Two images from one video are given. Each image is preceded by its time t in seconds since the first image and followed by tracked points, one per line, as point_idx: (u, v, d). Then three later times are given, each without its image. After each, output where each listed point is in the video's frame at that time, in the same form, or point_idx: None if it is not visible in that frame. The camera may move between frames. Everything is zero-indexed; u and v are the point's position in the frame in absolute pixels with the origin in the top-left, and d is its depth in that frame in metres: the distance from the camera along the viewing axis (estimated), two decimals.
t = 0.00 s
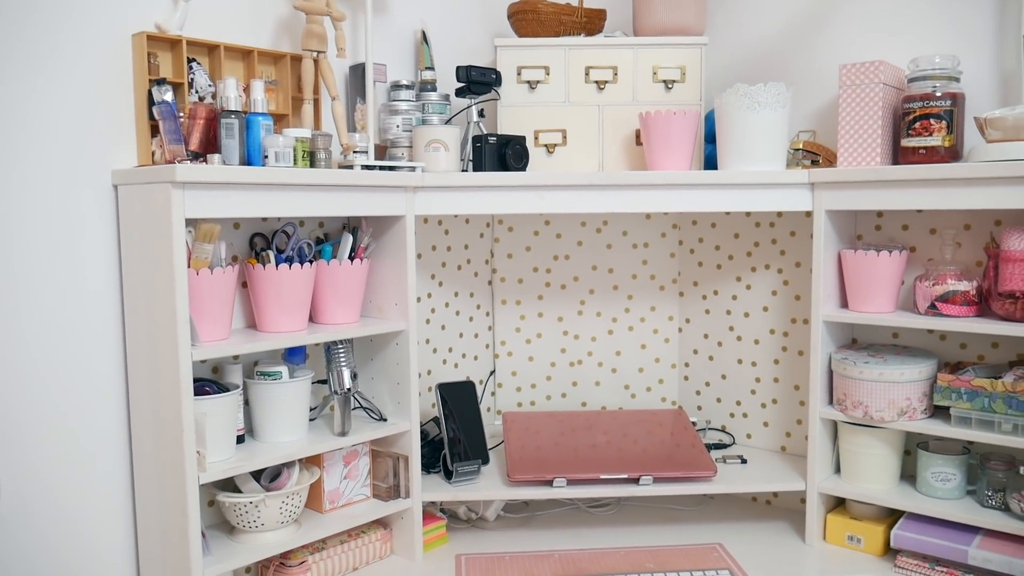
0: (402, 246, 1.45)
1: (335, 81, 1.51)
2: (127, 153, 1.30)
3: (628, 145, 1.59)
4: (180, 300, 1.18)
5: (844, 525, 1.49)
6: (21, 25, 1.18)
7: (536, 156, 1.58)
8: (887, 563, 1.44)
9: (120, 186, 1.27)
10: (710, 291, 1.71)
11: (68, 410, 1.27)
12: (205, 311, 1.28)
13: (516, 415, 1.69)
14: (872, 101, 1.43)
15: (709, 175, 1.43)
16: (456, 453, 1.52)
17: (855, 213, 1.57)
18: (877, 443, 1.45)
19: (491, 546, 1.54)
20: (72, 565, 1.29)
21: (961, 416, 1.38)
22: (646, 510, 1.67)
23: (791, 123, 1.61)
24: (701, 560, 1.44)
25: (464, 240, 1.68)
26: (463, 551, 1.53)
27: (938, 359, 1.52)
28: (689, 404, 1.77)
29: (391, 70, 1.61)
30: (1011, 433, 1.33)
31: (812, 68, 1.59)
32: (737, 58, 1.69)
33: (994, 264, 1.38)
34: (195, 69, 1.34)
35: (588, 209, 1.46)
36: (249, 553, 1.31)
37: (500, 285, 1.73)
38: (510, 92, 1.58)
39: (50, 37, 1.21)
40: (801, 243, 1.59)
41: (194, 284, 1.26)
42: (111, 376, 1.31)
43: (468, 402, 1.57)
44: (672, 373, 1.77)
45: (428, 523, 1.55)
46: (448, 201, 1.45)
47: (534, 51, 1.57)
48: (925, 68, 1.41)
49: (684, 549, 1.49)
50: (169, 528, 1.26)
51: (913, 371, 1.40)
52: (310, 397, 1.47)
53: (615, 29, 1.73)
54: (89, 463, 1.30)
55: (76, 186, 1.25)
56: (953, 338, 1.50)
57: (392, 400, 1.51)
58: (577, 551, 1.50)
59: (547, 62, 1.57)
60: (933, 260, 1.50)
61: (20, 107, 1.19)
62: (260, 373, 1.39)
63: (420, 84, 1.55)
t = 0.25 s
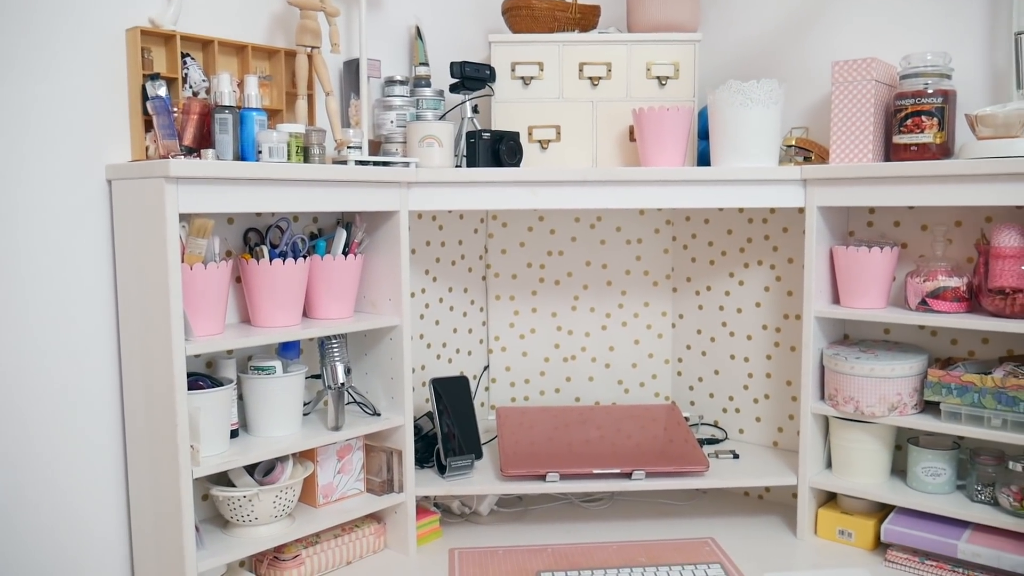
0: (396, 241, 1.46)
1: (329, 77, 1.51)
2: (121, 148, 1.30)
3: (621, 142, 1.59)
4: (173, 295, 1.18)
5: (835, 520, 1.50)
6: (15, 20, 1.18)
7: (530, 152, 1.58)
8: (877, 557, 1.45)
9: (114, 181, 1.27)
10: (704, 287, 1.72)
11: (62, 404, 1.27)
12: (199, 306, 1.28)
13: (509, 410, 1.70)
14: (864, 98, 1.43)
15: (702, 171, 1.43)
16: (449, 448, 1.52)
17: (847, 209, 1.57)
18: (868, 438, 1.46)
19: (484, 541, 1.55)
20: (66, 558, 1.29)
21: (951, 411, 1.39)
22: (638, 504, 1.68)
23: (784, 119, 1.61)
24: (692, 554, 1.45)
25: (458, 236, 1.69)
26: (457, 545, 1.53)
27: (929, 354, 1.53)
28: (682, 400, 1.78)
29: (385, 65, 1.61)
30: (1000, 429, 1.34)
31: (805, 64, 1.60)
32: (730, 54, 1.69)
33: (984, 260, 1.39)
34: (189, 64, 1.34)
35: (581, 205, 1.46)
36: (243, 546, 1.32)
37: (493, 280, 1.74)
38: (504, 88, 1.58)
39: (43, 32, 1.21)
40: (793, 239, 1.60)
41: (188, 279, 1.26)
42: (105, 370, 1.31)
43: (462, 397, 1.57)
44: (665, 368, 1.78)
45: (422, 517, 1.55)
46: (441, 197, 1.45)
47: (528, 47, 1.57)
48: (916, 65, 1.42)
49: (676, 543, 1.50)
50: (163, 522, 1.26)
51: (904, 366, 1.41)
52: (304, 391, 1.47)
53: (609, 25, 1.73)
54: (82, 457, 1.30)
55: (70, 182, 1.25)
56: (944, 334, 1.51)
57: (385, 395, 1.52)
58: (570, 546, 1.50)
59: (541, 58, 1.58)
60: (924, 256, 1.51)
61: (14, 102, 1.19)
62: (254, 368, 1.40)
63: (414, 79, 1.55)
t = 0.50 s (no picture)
0: (388, 240, 1.46)
1: (321, 77, 1.52)
2: (113, 149, 1.31)
3: (613, 141, 1.60)
4: (165, 295, 1.18)
5: (826, 516, 1.51)
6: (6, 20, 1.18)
7: (521, 151, 1.59)
8: (867, 554, 1.46)
9: (106, 181, 1.27)
10: (695, 285, 1.73)
11: (54, 405, 1.27)
12: (191, 305, 1.28)
13: (502, 409, 1.70)
14: (853, 98, 1.44)
15: (693, 170, 1.44)
16: (441, 447, 1.53)
17: (837, 208, 1.58)
18: (858, 436, 1.47)
19: (477, 539, 1.55)
20: (58, 558, 1.29)
21: (940, 408, 1.40)
22: (631, 502, 1.69)
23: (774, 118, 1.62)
24: (684, 551, 1.46)
25: (450, 235, 1.69)
26: (450, 544, 1.54)
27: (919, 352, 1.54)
28: (674, 398, 1.79)
29: (377, 65, 1.61)
30: (988, 425, 1.36)
31: (795, 64, 1.61)
32: (721, 54, 1.70)
33: (972, 258, 1.40)
34: (181, 64, 1.34)
35: (573, 204, 1.47)
36: (236, 546, 1.32)
37: (486, 279, 1.74)
38: (496, 88, 1.59)
39: (35, 33, 1.21)
40: (784, 238, 1.61)
41: (180, 279, 1.26)
42: (97, 371, 1.31)
43: (454, 396, 1.58)
44: (657, 366, 1.79)
45: (415, 516, 1.55)
46: (433, 196, 1.46)
47: (520, 47, 1.58)
48: (905, 65, 1.43)
49: (668, 541, 1.51)
50: (156, 521, 1.27)
51: (893, 363, 1.42)
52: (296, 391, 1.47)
53: (600, 25, 1.74)
54: (75, 458, 1.30)
55: (62, 182, 1.25)
56: (933, 331, 1.52)
57: (378, 394, 1.52)
58: (562, 544, 1.51)
59: (532, 58, 1.58)
60: (913, 255, 1.52)
61: (6, 103, 1.19)
62: (247, 368, 1.40)
63: (406, 79, 1.55)
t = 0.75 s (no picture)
0: (377, 241, 1.46)
1: (309, 77, 1.52)
2: (100, 150, 1.30)
3: (601, 142, 1.60)
4: (153, 296, 1.18)
5: (814, 514, 1.51)
6: None
7: (510, 151, 1.59)
8: (855, 551, 1.47)
9: (93, 183, 1.27)
10: (683, 285, 1.73)
11: (41, 407, 1.27)
12: (179, 307, 1.28)
13: (492, 409, 1.70)
14: (839, 98, 1.45)
15: (680, 170, 1.44)
16: (431, 447, 1.53)
17: (824, 207, 1.59)
18: (845, 433, 1.48)
19: (467, 539, 1.55)
20: (46, 560, 1.29)
21: (926, 405, 1.41)
22: (620, 501, 1.69)
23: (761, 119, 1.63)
24: (673, 549, 1.47)
25: (439, 236, 1.69)
26: (439, 544, 1.54)
27: (905, 350, 1.55)
28: (663, 397, 1.79)
29: (365, 66, 1.61)
30: (974, 422, 1.37)
31: (781, 65, 1.62)
32: (708, 55, 1.71)
33: (957, 257, 1.41)
34: (168, 65, 1.34)
35: (561, 205, 1.47)
36: (225, 548, 1.32)
37: (475, 280, 1.75)
38: (484, 88, 1.59)
39: (21, 34, 1.21)
40: (771, 237, 1.61)
41: (169, 280, 1.26)
42: (85, 373, 1.31)
43: (443, 396, 1.58)
44: (646, 366, 1.79)
45: (405, 517, 1.56)
46: (421, 197, 1.46)
47: (508, 48, 1.58)
48: (890, 65, 1.44)
49: (658, 539, 1.51)
50: (145, 523, 1.26)
51: (879, 361, 1.43)
52: (285, 392, 1.47)
53: (588, 26, 1.74)
54: (63, 460, 1.30)
55: (49, 184, 1.25)
56: (919, 330, 1.53)
57: (367, 395, 1.52)
58: (552, 543, 1.51)
59: (521, 59, 1.58)
60: (899, 253, 1.53)
61: None
62: (235, 369, 1.40)
63: (394, 80, 1.56)
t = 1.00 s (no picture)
0: (361, 242, 1.46)
1: (293, 78, 1.51)
2: (81, 150, 1.30)
3: (585, 143, 1.61)
4: (135, 297, 1.18)
5: (796, 513, 1.52)
6: None
7: (494, 152, 1.59)
8: (837, 550, 1.48)
9: (75, 183, 1.26)
10: (667, 285, 1.74)
11: (22, 408, 1.26)
12: (161, 308, 1.27)
13: (476, 410, 1.71)
14: (820, 100, 1.46)
15: (663, 171, 1.45)
16: (415, 448, 1.53)
17: (806, 208, 1.61)
18: (827, 433, 1.49)
19: (452, 540, 1.55)
20: (27, 562, 1.29)
21: (906, 405, 1.42)
22: (605, 502, 1.70)
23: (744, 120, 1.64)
24: (657, 549, 1.47)
25: (424, 237, 1.69)
26: (424, 545, 1.54)
27: (887, 350, 1.57)
28: (647, 397, 1.80)
29: (349, 67, 1.61)
30: (953, 421, 1.38)
31: (764, 67, 1.63)
32: (691, 57, 1.72)
33: (937, 257, 1.42)
34: (151, 65, 1.33)
35: (545, 206, 1.48)
36: (208, 550, 1.31)
37: (459, 280, 1.75)
38: (468, 90, 1.59)
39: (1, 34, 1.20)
40: (754, 238, 1.62)
41: (152, 280, 1.25)
42: (66, 374, 1.30)
43: (428, 397, 1.58)
44: (630, 366, 1.80)
45: (389, 518, 1.55)
46: (405, 198, 1.46)
47: (492, 49, 1.58)
48: (871, 67, 1.45)
49: (641, 539, 1.52)
50: (127, 525, 1.26)
51: (861, 362, 1.44)
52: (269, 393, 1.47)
53: (572, 28, 1.75)
54: (44, 462, 1.29)
55: (30, 185, 1.24)
56: (900, 330, 1.54)
57: (351, 396, 1.52)
58: (536, 543, 1.52)
59: (505, 60, 1.59)
60: (880, 254, 1.55)
61: None
62: (217, 370, 1.39)
63: (379, 81, 1.56)
